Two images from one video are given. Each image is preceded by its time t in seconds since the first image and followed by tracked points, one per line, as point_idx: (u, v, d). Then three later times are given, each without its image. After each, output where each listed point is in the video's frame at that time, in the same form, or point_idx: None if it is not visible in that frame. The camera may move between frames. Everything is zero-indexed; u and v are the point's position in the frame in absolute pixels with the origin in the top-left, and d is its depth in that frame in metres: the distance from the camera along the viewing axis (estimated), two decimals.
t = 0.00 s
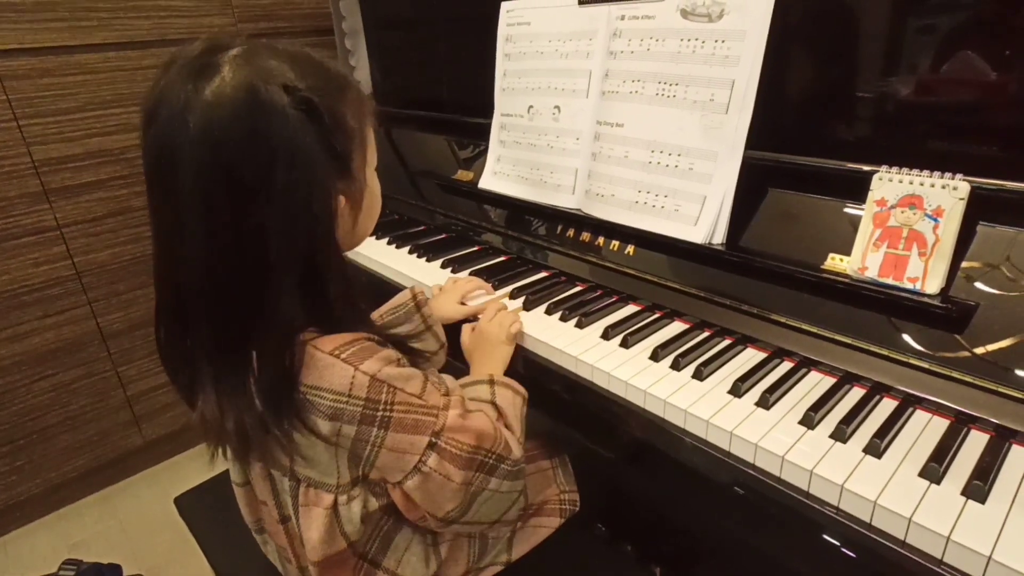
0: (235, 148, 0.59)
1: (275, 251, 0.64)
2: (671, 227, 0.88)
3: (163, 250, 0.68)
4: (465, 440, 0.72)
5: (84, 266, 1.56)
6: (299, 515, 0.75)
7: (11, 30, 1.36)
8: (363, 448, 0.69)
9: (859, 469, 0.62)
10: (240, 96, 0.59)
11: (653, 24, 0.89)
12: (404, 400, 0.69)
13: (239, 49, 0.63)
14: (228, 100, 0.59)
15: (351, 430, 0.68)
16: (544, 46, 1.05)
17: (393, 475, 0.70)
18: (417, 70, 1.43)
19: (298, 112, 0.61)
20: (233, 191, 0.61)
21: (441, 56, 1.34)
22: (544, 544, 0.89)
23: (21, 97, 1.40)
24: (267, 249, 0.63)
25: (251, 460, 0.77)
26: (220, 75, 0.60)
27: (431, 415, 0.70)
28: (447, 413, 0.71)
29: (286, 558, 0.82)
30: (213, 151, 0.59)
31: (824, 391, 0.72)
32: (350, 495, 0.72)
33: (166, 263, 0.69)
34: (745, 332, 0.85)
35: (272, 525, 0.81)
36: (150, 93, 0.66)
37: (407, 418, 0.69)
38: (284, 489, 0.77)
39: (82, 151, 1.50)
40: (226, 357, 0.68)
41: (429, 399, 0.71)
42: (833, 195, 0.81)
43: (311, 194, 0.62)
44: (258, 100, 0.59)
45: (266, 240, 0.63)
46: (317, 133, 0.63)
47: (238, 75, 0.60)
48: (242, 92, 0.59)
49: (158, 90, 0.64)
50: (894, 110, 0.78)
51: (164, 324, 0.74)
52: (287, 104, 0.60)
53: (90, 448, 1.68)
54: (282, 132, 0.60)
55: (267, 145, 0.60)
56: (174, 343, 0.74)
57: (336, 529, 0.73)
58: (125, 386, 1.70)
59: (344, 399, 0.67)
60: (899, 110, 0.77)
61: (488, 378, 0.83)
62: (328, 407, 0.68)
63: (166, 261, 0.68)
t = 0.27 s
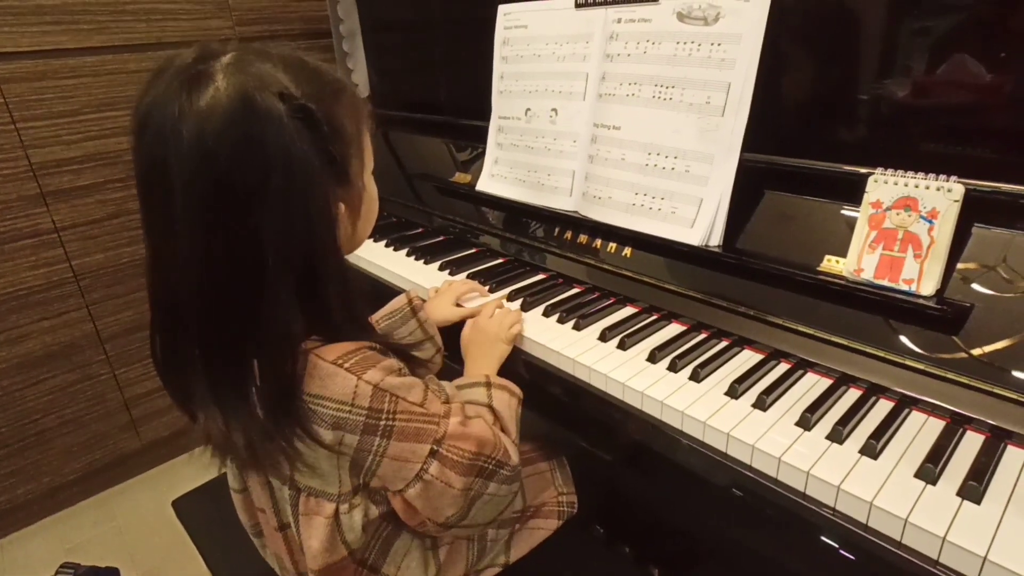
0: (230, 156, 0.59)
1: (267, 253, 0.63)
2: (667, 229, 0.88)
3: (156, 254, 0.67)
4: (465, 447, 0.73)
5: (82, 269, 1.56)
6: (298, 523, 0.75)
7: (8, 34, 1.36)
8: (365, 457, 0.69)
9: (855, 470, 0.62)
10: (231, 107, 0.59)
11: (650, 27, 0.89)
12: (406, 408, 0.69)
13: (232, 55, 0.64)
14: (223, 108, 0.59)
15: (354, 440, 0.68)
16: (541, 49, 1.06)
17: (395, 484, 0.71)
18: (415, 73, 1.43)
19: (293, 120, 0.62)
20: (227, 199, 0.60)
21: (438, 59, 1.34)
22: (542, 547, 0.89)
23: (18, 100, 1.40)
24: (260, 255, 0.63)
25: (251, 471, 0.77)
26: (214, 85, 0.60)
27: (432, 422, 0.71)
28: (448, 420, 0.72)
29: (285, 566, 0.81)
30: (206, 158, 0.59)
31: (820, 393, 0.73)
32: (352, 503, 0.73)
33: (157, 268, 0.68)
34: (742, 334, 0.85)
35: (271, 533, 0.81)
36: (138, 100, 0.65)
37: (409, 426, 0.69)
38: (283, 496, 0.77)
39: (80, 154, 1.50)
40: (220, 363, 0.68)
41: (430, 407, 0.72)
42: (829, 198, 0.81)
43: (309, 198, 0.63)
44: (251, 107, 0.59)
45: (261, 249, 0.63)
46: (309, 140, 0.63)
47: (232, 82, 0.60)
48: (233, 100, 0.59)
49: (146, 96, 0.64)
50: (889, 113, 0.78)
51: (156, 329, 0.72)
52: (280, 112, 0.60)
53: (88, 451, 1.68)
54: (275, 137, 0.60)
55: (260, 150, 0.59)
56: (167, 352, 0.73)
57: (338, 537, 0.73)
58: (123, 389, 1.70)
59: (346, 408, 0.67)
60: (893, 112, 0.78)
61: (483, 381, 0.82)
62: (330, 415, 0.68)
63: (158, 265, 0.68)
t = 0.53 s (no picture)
0: (241, 159, 0.60)
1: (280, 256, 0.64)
2: (669, 232, 0.88)
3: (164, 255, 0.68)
4: (464, 436, 0.73)
5: (84, 270, 1.56)
6: (300, 520, 0.74)
7: (11, 36, 1.36)
8: (367, 452, 0.69)
9: (857, 473, 0.62)
10: (249, 110, 0.60)
11: (652, 30, 0.89)
12: (405, 402, 0.70)
13: (251, 58, 0.64)
14: (235, 114, 0.59)
15: (355, 435, 0.68)
16: (543, 52, 1.06)
17: (396, 477, 0.71)
18: (417, 75, 1.43)
19: (308, 128, 0.63)
20: (231, 209, 0.61)
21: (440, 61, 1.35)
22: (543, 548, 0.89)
23: (21, 103, 1.40)
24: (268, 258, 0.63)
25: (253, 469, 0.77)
26: (231, 87, 0.60)
27: (430, 414, 0.71)
28: (445, 412, 0.73)
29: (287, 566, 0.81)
30: (220, 156, 0.60)
31: (822, 396, 0.73)
32: (354, 497, 0.73)
33: (164, 268, 0.69)
34: (744, 337, 0.85)
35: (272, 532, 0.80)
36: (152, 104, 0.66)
37: (409, 419, 0.70)
38: (285, 494, 0.76)
39: (82, 156, 1.51)
40: (227, 363, 0.68)
41: (427, 400, 0.72)
42: (831, 201, 0.81)
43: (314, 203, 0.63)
44: (268, 113, 0.60)
45: (268, 253, 0.63)
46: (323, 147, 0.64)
47: (249, 87, 0.60)
48: (251, 105, 0.60)
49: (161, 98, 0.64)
50: (889, 114, 0.78)
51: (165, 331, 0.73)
52: (297, 119, 0.61)
53: (90, 453, 1.68)
54: (289, 145, 0.61)
55: (271, 156, 0.60)
56: (173, 351, 0.73)
57: (340, 533, 0.73)
58: (125, 390, 1.70)
59: (346, 404, 0.68)
60: (893, 115, 0.78)
61: (476, 369, 0.82)
62: (331, 412, 0.68)
63: (165, 266, 0.68)
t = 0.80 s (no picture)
0: (236, 158, 0.60)
1: (275, 253, 0.65)
2: (670, 233, 0.88)
3: (164, 251, 0.68)
4: (455, 426, 0.72)
5: (84, 270, 1.56)
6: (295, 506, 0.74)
7: (13, 36, 1.36)
8: (357, 436, 0.70)
9: (858, 475, 0.62)
10: (241, 108, 0.60)
11: (653, 31, 0.89)
12: (396, 387, 0.70)
13: (244, 56, 0.65)
14: (231, 116, 0.60)
15: (346, 418, 0.69)
16: (544, 52, 1.06)
17: (387, 463, 0.71)
18: (418, 75, 1.43)
19: (298, 126, 0.63)
20: (230, 204, 0.62)
21: (441, 62, 1.35)
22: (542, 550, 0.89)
23: (23, 102, 1.40)
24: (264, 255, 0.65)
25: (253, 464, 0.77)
26: (224, 85, 0.61)
27: (422, 401, 0.71)
28: (437, 400, 0.72)
29: (285, 559, 0.81)
30: (217, 153, 0.60)
31: (823, 398, 0.73)
32: (346, 483, 0.72)
33: (166, 265, 0.69)
34: (745, 338, 0.84)
35: (269, 522, 0.80)
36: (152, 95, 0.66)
37: (399, 405, 0.70)
38: (281, 482, 0.76)
39: (83, 156, 1.51)
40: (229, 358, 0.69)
41: (419, 387, 0.72)
42: (832, 203, 0.81)
43: (303, 202, 0.64)
44: (260, 112, 0.61)
45: (262, 249, 0.64)
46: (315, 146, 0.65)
47: (241, 86, 0.61)
48: (243, 104, 0.60)
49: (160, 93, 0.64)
50: (890, 117, 0.78)
51: (164, 323, 0.73)
52: (287, 117, 0.62)
53: (90, 452, 1.68)
54: (283, 145, 0.61)
55: (267, 155, 0.61)
56: (173, 343, 0.73)
57: (333, 518, 0.73)
58: (125, 390, 1.70)
59: (337, 387, 0.68)
60: (894, 117, 0.78)
61: (474, 366, 0.82)
62: (322, 395, 0.69)
63: (166, 263, 0.68)
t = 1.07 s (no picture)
0: (218, 152, 0.61)
1: (257, 244, 0.65)
2: (672, 231, 0.88)
3: (165, 248, 0.68)
4: (443, 420, 0.71)
5: (87, 267, 1.57)
6: (287, 494, 0.75)
7: (15, 33, 1.36)
8: (345, 424, 0.70)
9: (860, 474, 0.62)
10: (222, 101, 0.61)
11: (655, 28, 0.89)
12: (383, 378, 0.70)
13: (230, 53, 0.66)
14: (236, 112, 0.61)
15: (333, 406, 0.69)
16: (545, 50, 1.06)
17: (373, 453, 0.71)
18: (419, 73, 1.43)
19: (276, 116, 0.63)
20: (213, 196, 0.63)
21: (442, 59, 1.35)
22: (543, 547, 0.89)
23: (25, 99, 1.40)
24: (251, 246, 0.66)
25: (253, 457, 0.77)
26: (206, 79, 0.62)
27: (410, 394, 0.70)
28: (426, 393, 0.71)
29: (286, 552, 0.81)
30: (199, 146, 0.61)
31: (825, 396, 0.72)
32: (336, 470, 0.74)
33: (167, 262, 0.69)
34: (747, 337, 0.84)
35: (268, 513, 0.81)
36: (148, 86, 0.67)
37: (387, 396, 0.70)
38: (275, 473, 0.77)
39: (86, 153, 1.51)
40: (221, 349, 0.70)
41: (409, 379, 0.72)
42: (834, 201, 0.81)
43: (286, 196, 0.64)
44: (237, 105, 0.61)
45: (245, 241, 0.65)
46: (295, 136, 0.65)
47: (221, 80, 0.62)
48: (222, 98, 0.61)
49: (152, 89, 0.65)
50: (893, 115, 0.78)
51: (162, 313, 0.75)
52: (266, 109, 0.62)
53: (92, 450, 1.69)
54: (261, 136, 0.62)
55: (246, 148, 0.62)
56: (172, 333, 0.75)
57: (324, 505, 0.74)
58: (127, 388, 1.70)
59: (324, 375, 0.69)
60: (897, 115, 0.78)
61: (470, 365, 0.81)
62: (309, 383, 0.69)
63: (168, 259, 0.69)
